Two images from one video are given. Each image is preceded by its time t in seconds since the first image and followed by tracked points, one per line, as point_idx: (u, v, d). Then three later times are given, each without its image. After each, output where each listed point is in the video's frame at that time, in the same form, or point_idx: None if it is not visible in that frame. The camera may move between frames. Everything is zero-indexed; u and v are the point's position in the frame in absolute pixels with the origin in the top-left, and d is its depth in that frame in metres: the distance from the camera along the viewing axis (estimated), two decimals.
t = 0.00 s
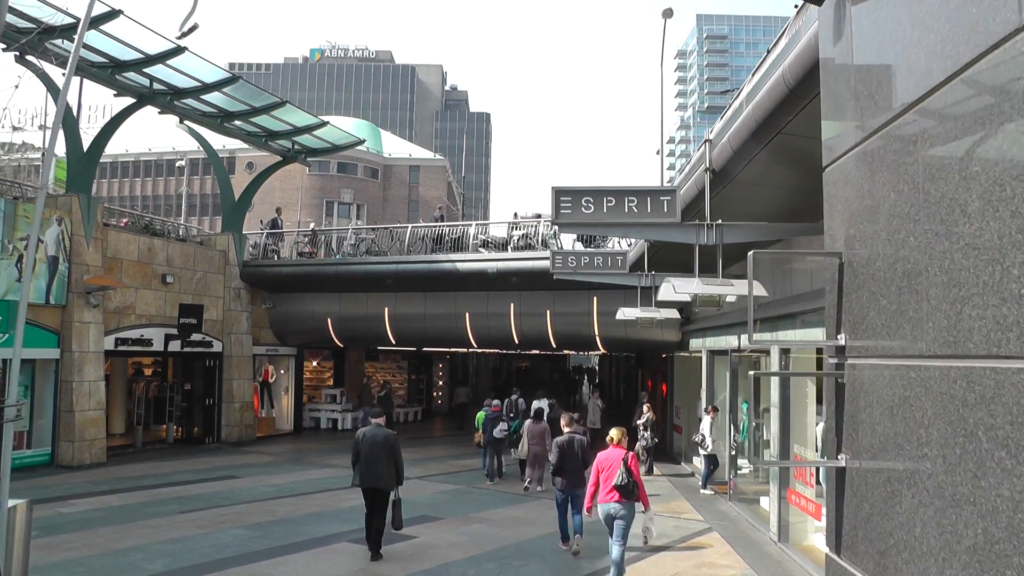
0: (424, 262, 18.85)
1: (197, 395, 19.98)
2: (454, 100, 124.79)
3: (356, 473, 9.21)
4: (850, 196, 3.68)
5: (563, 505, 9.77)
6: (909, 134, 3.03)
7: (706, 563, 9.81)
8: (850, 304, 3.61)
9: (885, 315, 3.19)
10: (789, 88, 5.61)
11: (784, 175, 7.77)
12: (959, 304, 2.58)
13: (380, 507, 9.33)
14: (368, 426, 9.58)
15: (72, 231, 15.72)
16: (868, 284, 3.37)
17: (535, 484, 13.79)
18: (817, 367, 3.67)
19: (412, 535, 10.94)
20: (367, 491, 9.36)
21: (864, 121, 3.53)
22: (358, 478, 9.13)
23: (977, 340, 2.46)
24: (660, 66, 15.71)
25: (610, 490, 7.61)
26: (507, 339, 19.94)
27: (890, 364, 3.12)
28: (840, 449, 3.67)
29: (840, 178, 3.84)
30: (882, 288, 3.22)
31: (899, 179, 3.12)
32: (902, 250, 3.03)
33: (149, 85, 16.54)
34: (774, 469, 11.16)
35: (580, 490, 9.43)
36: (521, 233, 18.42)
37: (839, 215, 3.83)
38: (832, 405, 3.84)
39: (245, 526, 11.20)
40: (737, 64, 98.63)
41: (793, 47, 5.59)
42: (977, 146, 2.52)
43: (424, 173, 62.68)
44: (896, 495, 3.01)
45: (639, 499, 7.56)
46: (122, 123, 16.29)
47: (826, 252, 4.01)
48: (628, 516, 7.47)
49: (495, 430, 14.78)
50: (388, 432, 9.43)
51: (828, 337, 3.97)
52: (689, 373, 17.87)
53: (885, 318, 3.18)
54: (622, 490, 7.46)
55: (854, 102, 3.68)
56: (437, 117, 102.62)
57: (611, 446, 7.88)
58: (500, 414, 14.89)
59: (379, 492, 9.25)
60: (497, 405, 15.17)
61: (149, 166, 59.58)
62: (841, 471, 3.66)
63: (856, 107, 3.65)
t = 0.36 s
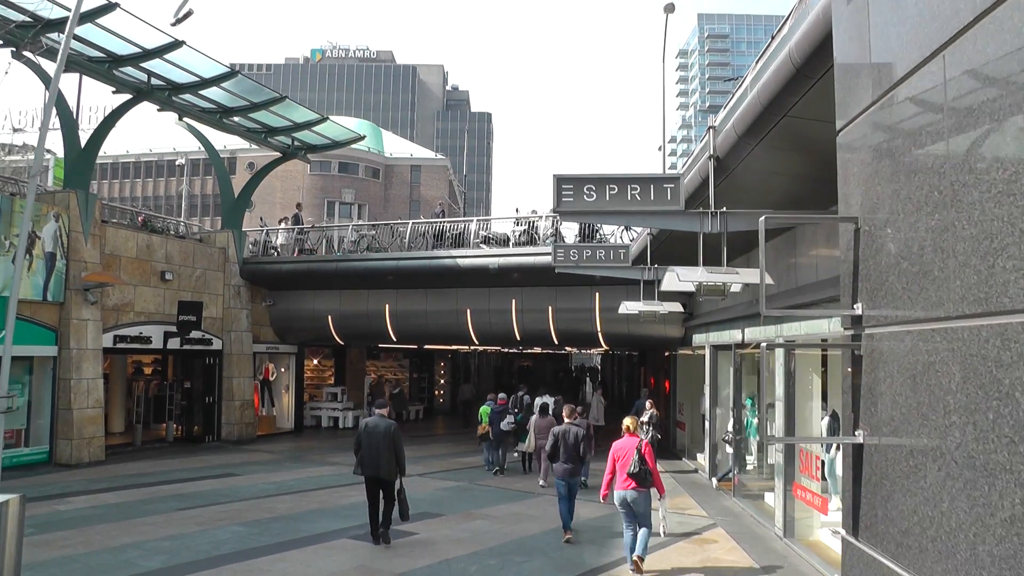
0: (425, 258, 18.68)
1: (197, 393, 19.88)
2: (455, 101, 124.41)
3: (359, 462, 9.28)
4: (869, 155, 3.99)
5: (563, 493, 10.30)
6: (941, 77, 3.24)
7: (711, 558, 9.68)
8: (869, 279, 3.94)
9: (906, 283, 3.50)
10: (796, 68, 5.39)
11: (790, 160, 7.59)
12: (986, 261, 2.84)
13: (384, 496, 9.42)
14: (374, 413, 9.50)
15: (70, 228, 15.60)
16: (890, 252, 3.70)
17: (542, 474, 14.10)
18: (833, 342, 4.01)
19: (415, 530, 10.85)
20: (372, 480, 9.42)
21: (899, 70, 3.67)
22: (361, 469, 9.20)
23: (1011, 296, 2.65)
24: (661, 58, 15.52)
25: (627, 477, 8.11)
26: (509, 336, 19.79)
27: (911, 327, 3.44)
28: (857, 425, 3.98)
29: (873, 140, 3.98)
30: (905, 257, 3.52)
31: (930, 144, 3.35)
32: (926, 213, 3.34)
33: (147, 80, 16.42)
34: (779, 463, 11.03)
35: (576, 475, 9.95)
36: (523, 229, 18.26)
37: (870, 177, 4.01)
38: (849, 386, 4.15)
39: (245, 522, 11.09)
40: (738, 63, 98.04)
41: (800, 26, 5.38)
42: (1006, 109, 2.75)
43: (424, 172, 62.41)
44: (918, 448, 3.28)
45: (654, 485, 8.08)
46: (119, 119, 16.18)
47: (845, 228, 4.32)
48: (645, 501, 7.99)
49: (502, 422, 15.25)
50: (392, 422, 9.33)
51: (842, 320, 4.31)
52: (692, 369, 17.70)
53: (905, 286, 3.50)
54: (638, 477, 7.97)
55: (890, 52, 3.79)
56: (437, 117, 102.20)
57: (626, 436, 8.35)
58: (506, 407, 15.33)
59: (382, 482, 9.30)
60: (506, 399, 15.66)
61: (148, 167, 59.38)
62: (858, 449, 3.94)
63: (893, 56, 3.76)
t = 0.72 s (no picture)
0: (425, 254, 18.55)
1: (196, 391, 19.77)
2: (456, 101, 124.19)
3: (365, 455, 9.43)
4: (883, 113, 3.90)
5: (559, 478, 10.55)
6: (966, 23, 3.13)
7: (716, 554, 9.56)
8: (887, 243, 3.81)
9: (928, 242, 3.38)
10: (801, 45, 5.22)
11: (795, 146, 7.43)
12: (1020, 208, 2.71)
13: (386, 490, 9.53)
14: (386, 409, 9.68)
15: (67, 224, 15.47)
16: (908, 211, 3.59)
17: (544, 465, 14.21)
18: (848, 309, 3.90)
19: (415, 527, 10.69)
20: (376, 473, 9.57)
21: (918, 12, 3.55)
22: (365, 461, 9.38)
23: None
24: (663, 49, 15.34)
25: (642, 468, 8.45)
26: (510, 332, 19.64)
27: (934, 286, 3.32)
28: (874, 399, 3.85)
29: (887, 97, 3.86)
30: (927, 216, 3.40)
31: (949, 96, 3.26)
32: (949, 165, 3.22)
33: (143, 75, 16.27)
34: (784, 457, 10.91)
35: (575, 459, 10.26)
36: (523, 224, 18.09)
37: (885, 138, 3.90)
38: (864, 359, 4.03)
39: (243, 520, 10.93)
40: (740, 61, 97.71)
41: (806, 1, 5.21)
42: None
43: (425, 172, 62.21)
44: (943, 414, 3.16)
45: (666, 477, 8.44)
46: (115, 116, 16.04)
47: (858, 196, 4.21)
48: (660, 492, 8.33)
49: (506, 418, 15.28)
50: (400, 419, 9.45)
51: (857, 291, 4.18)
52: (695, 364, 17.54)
53: (927, 244, 3.39)
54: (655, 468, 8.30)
55: None
56: (438, 117, 101.95)
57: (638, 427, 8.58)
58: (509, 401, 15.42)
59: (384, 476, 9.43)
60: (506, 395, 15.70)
61: (150, 168, 59.44)
62: (878, 421, 3.81)
63: (909, 1, 3.64)
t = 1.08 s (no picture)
0: (424, 254, 18.43)
1: (195, 393, 19.62)
2: (456, 105, 124.22)
3: (375, 447, 10.19)
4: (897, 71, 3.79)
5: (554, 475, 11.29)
6: None
7: (720, 552, 9.45)
8: (908, 207, 3.66)
9: (955, 199, 3.23)
10: (806, 25, 5.10)
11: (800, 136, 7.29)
12: None
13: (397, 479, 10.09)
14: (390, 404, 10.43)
15: (64, 225, 15.35)
16: (930, 168, 3.44)
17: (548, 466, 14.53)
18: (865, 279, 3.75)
19: (414, 526, 10.56)
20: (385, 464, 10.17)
21: None
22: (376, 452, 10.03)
23: None
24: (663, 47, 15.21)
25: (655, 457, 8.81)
26: (511, 332, 19.51)
27: (962, 244, 3.17)
28: (894, 373, 3.69)
29: (903, 58, 3.70)
30: (952, 170, 3.25)
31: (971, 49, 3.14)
32: (974, 120, 3.09)
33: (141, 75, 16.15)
34: (789, 455, 10.76)
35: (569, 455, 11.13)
36: (523, 223, 17.94)
37: (900, 106, 3.76)
38: (883, 332, 3.86)
39: (241, 520, 10.79)
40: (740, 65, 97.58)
41: None
42: None
43: (426, 175, 62.11)
44: (973, 381, 3.01)
45: (676, 466, 8.94)
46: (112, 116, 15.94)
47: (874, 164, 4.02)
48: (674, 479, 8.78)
49: (507, 417, 15.41)
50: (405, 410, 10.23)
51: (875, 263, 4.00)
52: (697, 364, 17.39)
53: (952, 202, 3.25)
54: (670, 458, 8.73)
55: None
56: (438, 122, 101.96)
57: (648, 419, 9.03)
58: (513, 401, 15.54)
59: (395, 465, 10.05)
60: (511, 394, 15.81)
61: (151, 172, 59.46)
62: (899, 396, 3.65)
63: None
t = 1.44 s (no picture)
0: (422, 250, 18.27)
1: (192, 392, 19.49)
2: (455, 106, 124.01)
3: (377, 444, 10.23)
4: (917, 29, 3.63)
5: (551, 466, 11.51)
6: None
7: (723, 548, 9.30)
8: (928, 158, 3.51)
9: (985, 146, 3.07)
10: (812, 1, 4.93)
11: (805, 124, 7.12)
12: None
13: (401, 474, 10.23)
14: (390, 398, 10.41)
15: (57, 222, 15.20)
16: (957, 113, 3.29)
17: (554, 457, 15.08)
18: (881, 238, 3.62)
19: (412, 524, 10.40)
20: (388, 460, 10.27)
21: None
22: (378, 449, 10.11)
23: None
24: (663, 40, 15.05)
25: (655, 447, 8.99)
26: (510, 330, 19.36)
27: (991, 191, 3.04)
28: (914, 339, 3.56)
29: (925, 10, 3.54)
30: (982, 119, 3.10)
31: None
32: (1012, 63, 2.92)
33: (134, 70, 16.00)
34: (791, 448, 10.62)
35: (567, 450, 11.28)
36: (522, 220, 17.81)
37: (922, 63, 3.60)
38: (901, 298, 3.73)
39: (236, 518, 10.63)
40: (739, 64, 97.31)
41: None
42: None
43: (424, 176, 61.89)
44: (1006, 340, 2.86)
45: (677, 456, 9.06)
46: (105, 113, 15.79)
47: (891, 125, 3.85)
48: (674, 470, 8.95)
49: (511, 412, 15.69)
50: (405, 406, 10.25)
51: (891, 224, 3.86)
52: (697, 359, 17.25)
53: (983, 151, 3.09)
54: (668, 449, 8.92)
55: None
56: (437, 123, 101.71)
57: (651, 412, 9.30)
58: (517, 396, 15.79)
59: (398, 461, 10.16)
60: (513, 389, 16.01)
61: (148, 174, 59.28)
62: (920, 363, 3.50)
63: None
